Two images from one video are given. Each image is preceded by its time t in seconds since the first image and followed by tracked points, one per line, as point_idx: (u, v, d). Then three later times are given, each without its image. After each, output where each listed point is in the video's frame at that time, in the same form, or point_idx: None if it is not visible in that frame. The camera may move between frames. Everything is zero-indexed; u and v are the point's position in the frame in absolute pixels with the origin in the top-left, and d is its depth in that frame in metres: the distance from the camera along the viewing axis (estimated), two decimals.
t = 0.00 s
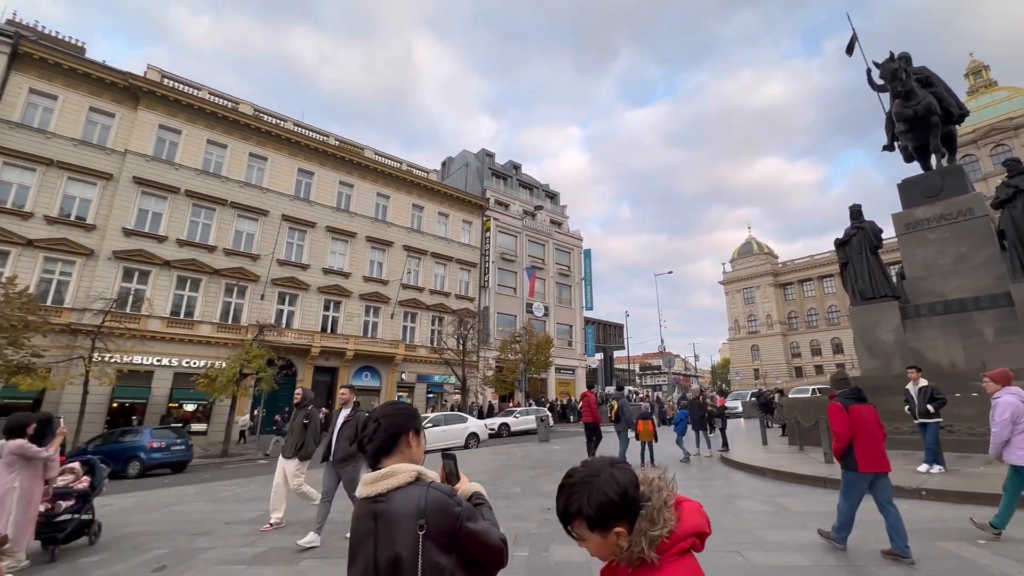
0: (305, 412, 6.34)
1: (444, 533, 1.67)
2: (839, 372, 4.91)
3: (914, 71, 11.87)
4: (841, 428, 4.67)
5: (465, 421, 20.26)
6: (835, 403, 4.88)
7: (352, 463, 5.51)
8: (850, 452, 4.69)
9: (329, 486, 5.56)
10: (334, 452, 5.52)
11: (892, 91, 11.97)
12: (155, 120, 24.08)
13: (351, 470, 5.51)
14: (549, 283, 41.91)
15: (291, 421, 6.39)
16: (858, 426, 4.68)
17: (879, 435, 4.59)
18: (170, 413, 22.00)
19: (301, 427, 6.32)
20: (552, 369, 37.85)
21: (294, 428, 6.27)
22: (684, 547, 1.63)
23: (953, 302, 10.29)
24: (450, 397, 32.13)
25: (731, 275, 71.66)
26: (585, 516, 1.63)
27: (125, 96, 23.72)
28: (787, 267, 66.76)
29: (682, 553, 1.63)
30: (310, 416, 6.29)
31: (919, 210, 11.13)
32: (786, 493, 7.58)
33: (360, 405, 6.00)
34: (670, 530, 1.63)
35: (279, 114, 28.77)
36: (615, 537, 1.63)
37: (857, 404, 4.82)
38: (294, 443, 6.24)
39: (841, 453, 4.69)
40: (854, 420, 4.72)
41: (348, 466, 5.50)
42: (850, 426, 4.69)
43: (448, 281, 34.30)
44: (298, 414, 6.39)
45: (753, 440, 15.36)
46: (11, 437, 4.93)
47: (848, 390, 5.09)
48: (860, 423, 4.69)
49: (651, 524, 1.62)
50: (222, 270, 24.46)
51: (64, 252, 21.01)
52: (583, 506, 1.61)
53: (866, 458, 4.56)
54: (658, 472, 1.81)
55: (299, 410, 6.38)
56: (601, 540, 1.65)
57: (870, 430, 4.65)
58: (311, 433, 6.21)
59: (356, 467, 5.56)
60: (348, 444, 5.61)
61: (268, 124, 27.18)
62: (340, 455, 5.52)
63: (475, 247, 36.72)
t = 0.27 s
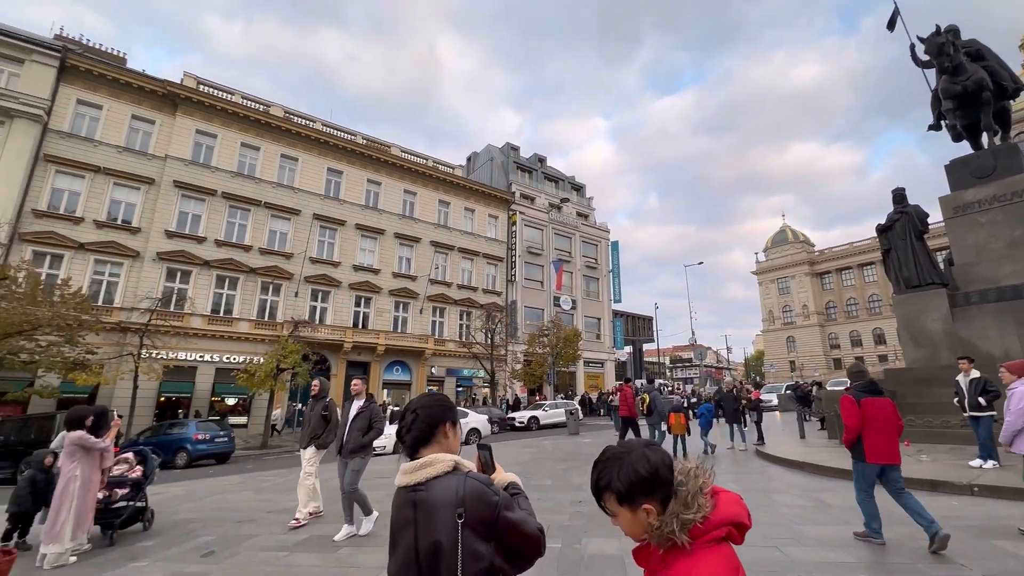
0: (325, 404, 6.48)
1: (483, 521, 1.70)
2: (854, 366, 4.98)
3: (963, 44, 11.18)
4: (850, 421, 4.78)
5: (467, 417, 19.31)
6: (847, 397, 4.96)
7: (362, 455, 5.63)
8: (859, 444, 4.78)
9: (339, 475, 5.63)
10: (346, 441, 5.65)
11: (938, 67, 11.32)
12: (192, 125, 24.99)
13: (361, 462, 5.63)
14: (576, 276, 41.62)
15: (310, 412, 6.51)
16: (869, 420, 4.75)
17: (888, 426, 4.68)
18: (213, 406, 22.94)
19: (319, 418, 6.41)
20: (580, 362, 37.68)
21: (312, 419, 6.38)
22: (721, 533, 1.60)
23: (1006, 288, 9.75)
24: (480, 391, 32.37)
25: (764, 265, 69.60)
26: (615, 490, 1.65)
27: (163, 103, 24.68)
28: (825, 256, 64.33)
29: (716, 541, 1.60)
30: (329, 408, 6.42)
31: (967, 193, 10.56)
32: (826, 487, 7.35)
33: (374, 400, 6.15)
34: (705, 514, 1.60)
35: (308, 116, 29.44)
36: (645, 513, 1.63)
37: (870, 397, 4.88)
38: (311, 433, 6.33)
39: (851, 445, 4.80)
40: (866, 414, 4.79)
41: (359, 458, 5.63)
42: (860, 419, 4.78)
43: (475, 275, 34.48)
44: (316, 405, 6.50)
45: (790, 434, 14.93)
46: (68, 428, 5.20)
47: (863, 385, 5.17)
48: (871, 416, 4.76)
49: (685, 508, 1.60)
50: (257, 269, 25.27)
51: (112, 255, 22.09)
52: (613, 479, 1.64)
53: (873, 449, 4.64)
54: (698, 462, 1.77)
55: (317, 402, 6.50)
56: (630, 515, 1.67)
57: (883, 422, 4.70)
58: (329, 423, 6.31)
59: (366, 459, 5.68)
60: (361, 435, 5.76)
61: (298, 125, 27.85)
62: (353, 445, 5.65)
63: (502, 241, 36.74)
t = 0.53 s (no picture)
0: (337, 403, 6.29)
1: (520, 512, 1.71)
2: (871, 358, 5.02)
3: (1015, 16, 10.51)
4: (867, 412, 4.93)
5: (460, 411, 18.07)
6: (864, 389, 5.10)
7: (373, 454, 5.47)
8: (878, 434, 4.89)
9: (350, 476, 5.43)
10: (357, 441, 5.47)
11: (987, 42, 10.68)
12: (226, 130, 25.79)
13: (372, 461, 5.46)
14: (604, 270, 41.22)
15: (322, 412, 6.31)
16: (886, 410, 4.88)
17: (906, 416, 4.79)
18: (251, 401, 23.74)
19: (332, 418, 6.23)
20: (609, 356, 37.39)
21: (325, 419, 6.18)
22: (746, 522, 1.59)
23: None
24: (508, 385, 32.51)
25: (799, 254, 67.39)
26: (641, 465, 1.81)
27: (199, 109, 25.54)
28: (864, 244, 61.82)
29: (742, 530, 1.60)
30: (342, 407, 6.24)
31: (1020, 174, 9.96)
32: (869, 484, 7.10)
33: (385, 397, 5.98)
34: (728, 498, 1.64)
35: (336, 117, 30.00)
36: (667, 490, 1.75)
37: (887, 388, 4.99)
38: (323, 433, 6.13)
39: (872, 436, 4.94)
40: (883, 404, 4.92)
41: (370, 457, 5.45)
42: (878, 410, 4.91)
43: (501, 270, 34.56)
44: (329, 405, 6.30)
45: (828, 428, 14.47)
46: (120, 422, 5.49)
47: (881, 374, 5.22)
48: (888, 406, 4.88)
49: (707, 490, 1.64)
50: (291, 268, 25.97)
51: (155, 256, 23.07)
52: (638, 454, 1.81)
53: (893, 441, 4.73)
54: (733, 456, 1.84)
55: (329, 402, 6.30)
56: (655, 492, 1.80)
57: (901, 412, 4.82)
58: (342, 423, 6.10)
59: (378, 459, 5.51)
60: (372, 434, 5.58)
61: (326, 126, 28.39)
62: (364, 445, 5.47)
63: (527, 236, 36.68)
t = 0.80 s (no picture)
0: (348, 396, 6.17)
1: (553, 506, 1.72)
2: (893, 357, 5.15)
3: None
4: (888, 410, 5.12)
5: (453, 409, 17.09)
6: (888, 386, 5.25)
7: (380, 450, 5.34)
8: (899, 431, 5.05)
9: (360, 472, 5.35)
10: (363, 436, 5.36)
11: None
12: (256, 134, 26.51)
13: (380, 457, 5.35)
14: (629, 264, 40.72)
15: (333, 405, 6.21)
16: (907, 407, 5.03)
17: (928, 415, 4.90)
18: (284, 397, 24.42)
19: (345, 412, 6.10)
20: (636, 351, 36.99)
21: (336, 412, 6.09)
22: (745, 502, 1.75)
23: None
24: (534, 381, 32.50)
25: (834, 244, 65.07)
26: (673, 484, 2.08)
27: (230, 115, 26.30)
28: (904, 232, 59.22)
29: (743, 510, 1.75)
30: (353, 401, 6.10)
31: None
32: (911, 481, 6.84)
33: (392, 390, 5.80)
34: (725, 483, 1.87)
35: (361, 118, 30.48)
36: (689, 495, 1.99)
37: (910, 386, 5.10)
38: (337, 428, 6.05)
39: (893, 432, 5.13)
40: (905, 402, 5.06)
41: (378, 453, 5.34)
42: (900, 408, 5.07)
43: (526, 266, 34.53)
44: (340, 398, 6.19)
45: (866, 424, 13.98)
46: (165, 418, 5.71)
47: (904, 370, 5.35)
48: (909, 403, 5.02)
49: (707, 470, 1.91)
50: (320, 267, 26.55)
51: (192, 259, 23.92)
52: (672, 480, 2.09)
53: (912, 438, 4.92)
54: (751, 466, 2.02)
55: (341, 395, 6.19)
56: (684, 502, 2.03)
57: (923, 411, 4.93)
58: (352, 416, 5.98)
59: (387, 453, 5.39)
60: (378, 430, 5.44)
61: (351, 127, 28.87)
62: (370, 441, 5.33)
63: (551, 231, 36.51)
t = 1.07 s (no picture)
0: (351, 398, 6.09)
1: (585, 502, 1.72)
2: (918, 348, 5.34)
3: None
4: (911, 400, 5.30)
5: (439, 409, 16.12)
6: (909, 377, 5.45)
7: (387, 450, 5.29)
8: (922, 420, 5.23)
9: (367, 474, 5.28)
10: (367, 438, 5.32)
11: None
12: (283, 138, 27.11)
13: (387, 457, 5.31)
14: (654, 258, 40.18)
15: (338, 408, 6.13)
16: (931, 397, 5.24)
17: (952, 404, 5.12)
18: (314, 394, 24.99)
19: (350, 415, 6.01)
20: (661, 346, 36.53)
21: (341, 416, 6.01)
22: (750, 488, 1.80)
23: None
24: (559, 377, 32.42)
25: (868, 234, 62.82)
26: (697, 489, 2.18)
27: (257, 120, 26.98)
28: (944, 220, 56.72)
29: (748, 496, 1.79)
30: (356, 402, 6.01)
31: None
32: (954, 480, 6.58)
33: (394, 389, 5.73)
34: (732, 472, 1.95)
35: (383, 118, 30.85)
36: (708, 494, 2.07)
37: (932, 376, 5.34)
38: (343, 432, 5.94)
39: (915, 421, 5.31)
40: (927, 391, 5.28)
41: (384, 453, 5.30)
42: (922, 398, 5.28)
43: (549, 262, 34.42)
44: (343, 401, 6.11)
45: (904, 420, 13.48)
46: (202, 414, 5.94)
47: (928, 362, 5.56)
48: (933, 393, 5.24)
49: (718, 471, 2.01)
50: (346, 267, 27.03)
51: (224, 260, 24.65)
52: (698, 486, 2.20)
53: (939, 426, 5.10)
54: (771, 468, 2.05)
55: (344, 397, 6.10)
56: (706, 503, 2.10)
57: (945, 400, 5.18)
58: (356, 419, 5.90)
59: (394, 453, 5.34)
60: (382, 430, 5.39)
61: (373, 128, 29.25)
62: (375, 442, 5.29)
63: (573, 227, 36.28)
